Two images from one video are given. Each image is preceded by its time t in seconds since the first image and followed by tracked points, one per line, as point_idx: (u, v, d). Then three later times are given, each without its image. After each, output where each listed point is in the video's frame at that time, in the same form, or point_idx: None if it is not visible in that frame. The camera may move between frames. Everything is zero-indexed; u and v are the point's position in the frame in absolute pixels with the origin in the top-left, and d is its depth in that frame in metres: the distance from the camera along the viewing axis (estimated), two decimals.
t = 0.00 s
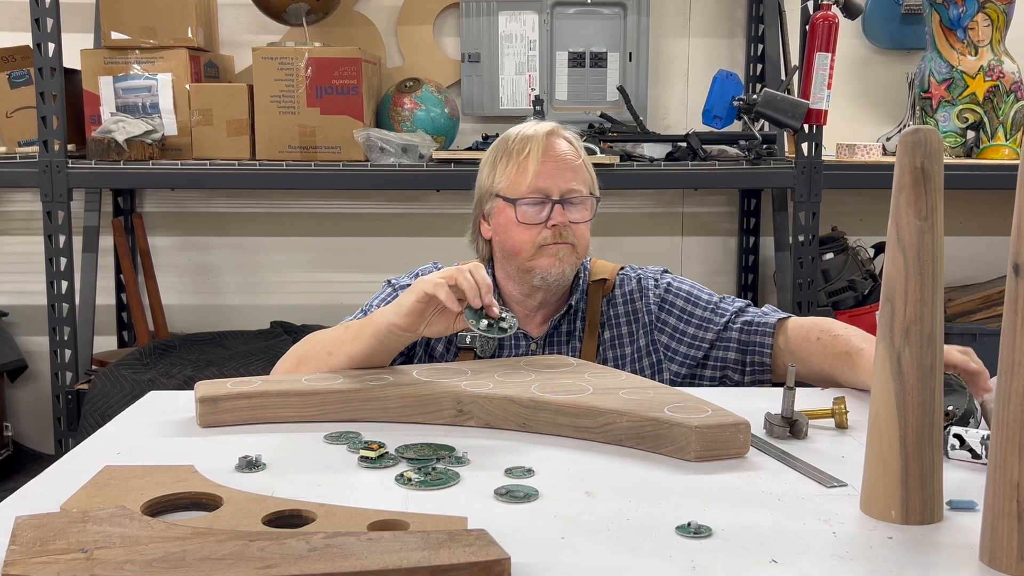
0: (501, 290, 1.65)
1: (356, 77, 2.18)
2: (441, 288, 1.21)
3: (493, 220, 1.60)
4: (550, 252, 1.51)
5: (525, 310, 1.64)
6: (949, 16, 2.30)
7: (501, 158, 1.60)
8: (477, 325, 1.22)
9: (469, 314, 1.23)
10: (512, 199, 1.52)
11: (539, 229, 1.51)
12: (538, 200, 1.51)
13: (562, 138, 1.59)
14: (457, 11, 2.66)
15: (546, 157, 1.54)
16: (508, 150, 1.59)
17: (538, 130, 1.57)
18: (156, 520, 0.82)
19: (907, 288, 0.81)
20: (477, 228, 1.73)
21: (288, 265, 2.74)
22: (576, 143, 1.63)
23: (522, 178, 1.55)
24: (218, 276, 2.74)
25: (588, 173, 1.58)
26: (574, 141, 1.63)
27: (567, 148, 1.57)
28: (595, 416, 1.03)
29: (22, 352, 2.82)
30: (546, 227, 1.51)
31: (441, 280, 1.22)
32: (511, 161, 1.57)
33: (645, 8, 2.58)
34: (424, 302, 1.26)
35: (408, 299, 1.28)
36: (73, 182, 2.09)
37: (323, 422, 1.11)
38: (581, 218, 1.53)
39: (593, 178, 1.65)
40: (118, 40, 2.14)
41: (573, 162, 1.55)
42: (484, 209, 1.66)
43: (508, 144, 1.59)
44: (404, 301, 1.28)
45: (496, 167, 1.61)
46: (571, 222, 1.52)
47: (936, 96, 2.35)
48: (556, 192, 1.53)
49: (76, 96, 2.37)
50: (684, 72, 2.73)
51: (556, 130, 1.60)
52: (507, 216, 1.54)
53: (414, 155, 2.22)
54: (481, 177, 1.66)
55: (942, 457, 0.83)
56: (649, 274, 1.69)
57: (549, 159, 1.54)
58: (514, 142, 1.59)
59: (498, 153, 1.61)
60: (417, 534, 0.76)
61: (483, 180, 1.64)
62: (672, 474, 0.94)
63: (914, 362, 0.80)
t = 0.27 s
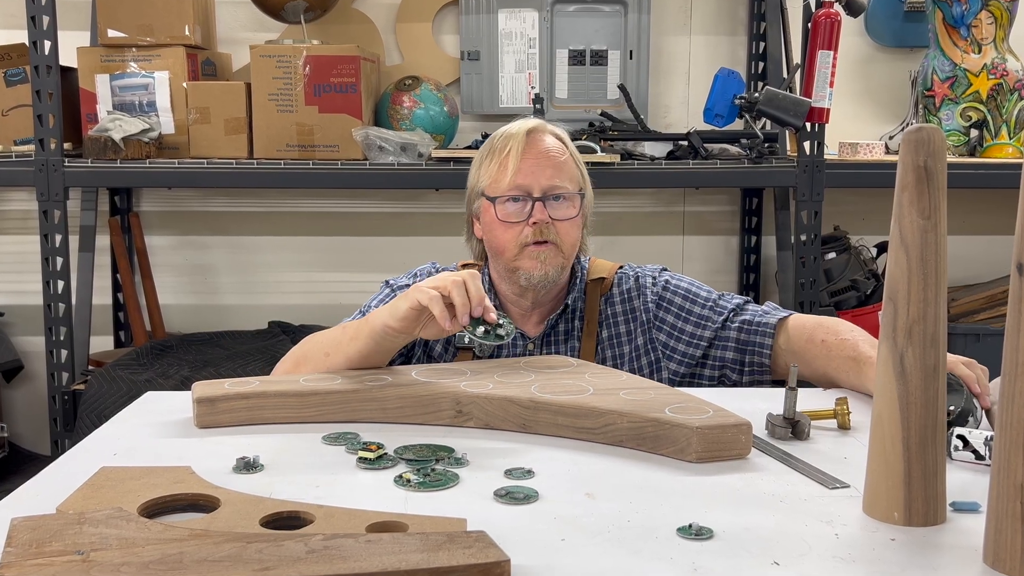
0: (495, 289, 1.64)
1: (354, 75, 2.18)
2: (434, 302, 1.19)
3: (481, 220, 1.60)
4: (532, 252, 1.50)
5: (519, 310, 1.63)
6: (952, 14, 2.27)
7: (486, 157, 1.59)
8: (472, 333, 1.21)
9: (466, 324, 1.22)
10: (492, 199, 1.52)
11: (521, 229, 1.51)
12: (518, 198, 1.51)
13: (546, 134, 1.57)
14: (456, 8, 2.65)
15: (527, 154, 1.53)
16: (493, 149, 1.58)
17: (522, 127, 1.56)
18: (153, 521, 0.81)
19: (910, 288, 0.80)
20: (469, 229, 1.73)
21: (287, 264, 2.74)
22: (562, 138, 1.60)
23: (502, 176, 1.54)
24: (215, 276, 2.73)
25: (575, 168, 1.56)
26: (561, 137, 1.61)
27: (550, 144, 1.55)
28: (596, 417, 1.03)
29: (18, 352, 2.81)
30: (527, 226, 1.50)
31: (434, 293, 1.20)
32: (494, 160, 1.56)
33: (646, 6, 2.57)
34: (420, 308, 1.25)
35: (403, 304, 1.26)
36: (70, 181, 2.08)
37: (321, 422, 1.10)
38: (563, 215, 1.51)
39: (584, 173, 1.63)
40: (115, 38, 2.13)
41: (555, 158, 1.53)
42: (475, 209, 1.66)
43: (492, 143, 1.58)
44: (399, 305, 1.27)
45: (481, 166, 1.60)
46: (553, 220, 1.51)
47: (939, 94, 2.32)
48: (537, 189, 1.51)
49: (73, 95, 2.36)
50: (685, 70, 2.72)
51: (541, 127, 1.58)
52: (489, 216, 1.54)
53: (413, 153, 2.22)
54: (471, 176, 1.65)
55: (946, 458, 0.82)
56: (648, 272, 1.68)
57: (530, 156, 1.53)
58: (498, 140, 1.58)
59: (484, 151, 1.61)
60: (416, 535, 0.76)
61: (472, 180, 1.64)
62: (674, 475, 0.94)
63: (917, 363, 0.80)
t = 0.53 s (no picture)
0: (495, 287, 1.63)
1: (353, 73, 2.17)
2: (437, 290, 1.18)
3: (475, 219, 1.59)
4: (525, 252, 1.50)
5: (519, 310, 1.62)
6: (955, 11, 2.24)
7: (478, 156, 1.59)
8: (479, 318, 1.19)
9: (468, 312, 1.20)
10: (482, 199, 1.52)
11: (511, 229, 1.50)
12: (508, 198, 1.50)
13: (536, 131, 1.55)
14: (456, 5, 2.64)
15: (516, 153, 1.52)
16: (484, 148, 1.57)
17: (511, 125, 1.55)
18: (150, 523, 0.80)
19: (913, 288, 0.79)
20: (467, 229, 1.72)
21: (286, 263, 2.73)
22: (553, 134, 1.59)
23: (492, 175, 1.53)
24: (212, 275, 2.73)
25: (566, 164, 1.55)
26: (552, 134, 1.59)
27: (540, 141, 1.54)
28: (597, 418, 1.02)
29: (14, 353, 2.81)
30: (518, 226, 1.50)
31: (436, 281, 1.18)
32: (484, 159, 1.56)
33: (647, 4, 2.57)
34: (422, 301, 1.24)
35: (405, 299, 1.25)
36: (65, 179, 2.07)
37: (320, 423, 1.10)
38: (554, 213, 1.50)
39: (578, 169, 1.61)
40: (111, 36, 2.12)
41: (545, 155, 1.52)
42: (470, 208, 1.65)
43: (483, 142, 1.57)
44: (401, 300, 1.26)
45: (474, 165, 1.59)
46: (544, 219, 1.50)
47: (942, 92, 2.30)
48: (526, 188, 1.51)
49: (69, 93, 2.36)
50: (686, 68, 2.71)
51: (530, 124, 1.57)
52: (481, 216, 1.53)
53: (411, 152, 2.22)
54: (465, 175, 1.65)
55: (948, 459, 0.82)
56: (653, 273, 1.67)
57: (519, 154, 1.52)
58: (488, 139, 1.57)
59: (475, 151, 1.60)
60: (415, 537, 0.75)
61: (466, 179, 1.63)
62: (675, 476, 0.93)
63: (920, 363, 0.79)
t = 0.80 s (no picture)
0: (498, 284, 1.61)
1: (351, 71, 2.16)
2: (433, 249, 1.20)
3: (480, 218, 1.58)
4: (530, 251, 1.48)
5: (523, 308, 1.61)
6: (959, 9, 2.23)
7: (485, 154, 1.58)
8: (475, 268, 1.19)
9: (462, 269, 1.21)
10: (488, 196, 1.51)
11: (517, 226, 1.49)
12: (513, 195, 1.49)
13: (543, 129, 1.55)
14: (455, 3, 2.64)
15: (523, 150, 1.51)
16: (491, 146, 1.57)
17: (519, 122, 1.54)
18: (147, 524, 0.79)
19: (916, 287, 0.79)
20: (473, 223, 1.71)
21: (284, 263, 2.72)
22: (561, 133, 1.58)
23: (499, 172, 1.52)
24: (209, 275, 2.72)
25: (574, 163, 1.54)
26: (560, 133, 1.59)
27: (547, 139, 1.53)
28: (597, 419, 1.01)
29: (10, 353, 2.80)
30: (523, 223, 1.49)
31: (430, 239, 1.22)
32: (491, 156, 1.55)
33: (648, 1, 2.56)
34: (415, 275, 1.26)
35: (401, 279, 1.27)
36: (61, 178, 2.07)
37: (318, 424, 1.09)
38: (560, 211, 1.50)
39: (584, 169, 1.61)
40: (107, 33, 2.11)
41: (552, 153, 1.51)
42: (475, 206, 1.64)
43: (490, 139, 1.57)
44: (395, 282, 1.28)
45: (480, 163, 1.58)
46: (549, 217, 1.49)
47: (945, 90, 2.30)
48: (533, 185, 1.49)
49: (65, 91, 2.35)
50: (688, 66, 2.70)
51: (538, 122, 1.56)
52: (487, 213, 1.52)
53: (410, 151, 2.18)
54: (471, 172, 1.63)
55: (952, 460, 0.81)
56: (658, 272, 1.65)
57: (526, 151, 1.51)
58: (495, 136, 1.57)
59: (482, 148, 1.60)
60: (414, 539, 0.74)
61: (472, 177, 1.62)
62: (676, 477, 0.92)
63: (923, 363, 0.78)
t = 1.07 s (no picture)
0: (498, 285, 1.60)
1: (349, 69, 2.16)
2: (463, 263, 1.19)
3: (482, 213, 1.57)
4: (529, 251, 1.49)
5: (519, 310, 1.59)
6: (962, 6, 2.23)
7: (488, 150, 1.57)
8: (491, 294, 1.17)
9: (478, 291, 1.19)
10: (490, 193, 1.50)
11: (517, 225, 1.48)
12: (515, 194, 1.48)
13: (550, 128, 1.53)
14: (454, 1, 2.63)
15: (527, 148, 1.50)
16: (496, 142, 1.56)
17: (525, 120, 1.52)
18: (144, 526, 0.79)
19: (919, 287, 0.78)
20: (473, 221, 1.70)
21: (284, 262, 2.71)
22: (567, 133, 1.57)
23: (501, 169, 1.51)
24: (207, 275, 2.71)
25: (578, 164, 1.52)
26: (567, 132, 1.57)
27: (552, 139, 1.52)
28: (597, 419, 1.01)
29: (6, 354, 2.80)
30: (523, 222, 1.48)
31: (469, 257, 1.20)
32: (495, 153, 1.54)
33: None
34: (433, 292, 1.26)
35: (421, 287, 1.26)
36: (57, 177, 2.05)
37: (316, 424, 1.08)
38: (561, 213, 1.48)
39: (588, 170, 1.59)
40: (104, 31, 2.10)
41: (556, 153, 1.50)
42: (476, 202, 1.63)
43: (495, 135, 1.55)
44: (417, 290, 1.27)
45: (484, 159, 1.57)
46: (550, 218, 1.48)
47: (948, 88, 2.28)
48: (535, 185, 1.48)
49: (61, 89, 2.34)
50: (689, 64, 2.69)
51: (545, 121, 1.54)
52: (488, 210, 1.51)
53: (410, 149, 2.18)
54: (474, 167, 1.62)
55: (956, 461, 0.80)
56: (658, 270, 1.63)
57: (531, 150, 1.50)
58: (501, 133, 1.55)
59: (486, 144, 1.58)
60: (413, 540, 0.74)
61: (474, 172, 1.62)
62: (677, 479, 0.92)
63: (925, 364, 0.78)
